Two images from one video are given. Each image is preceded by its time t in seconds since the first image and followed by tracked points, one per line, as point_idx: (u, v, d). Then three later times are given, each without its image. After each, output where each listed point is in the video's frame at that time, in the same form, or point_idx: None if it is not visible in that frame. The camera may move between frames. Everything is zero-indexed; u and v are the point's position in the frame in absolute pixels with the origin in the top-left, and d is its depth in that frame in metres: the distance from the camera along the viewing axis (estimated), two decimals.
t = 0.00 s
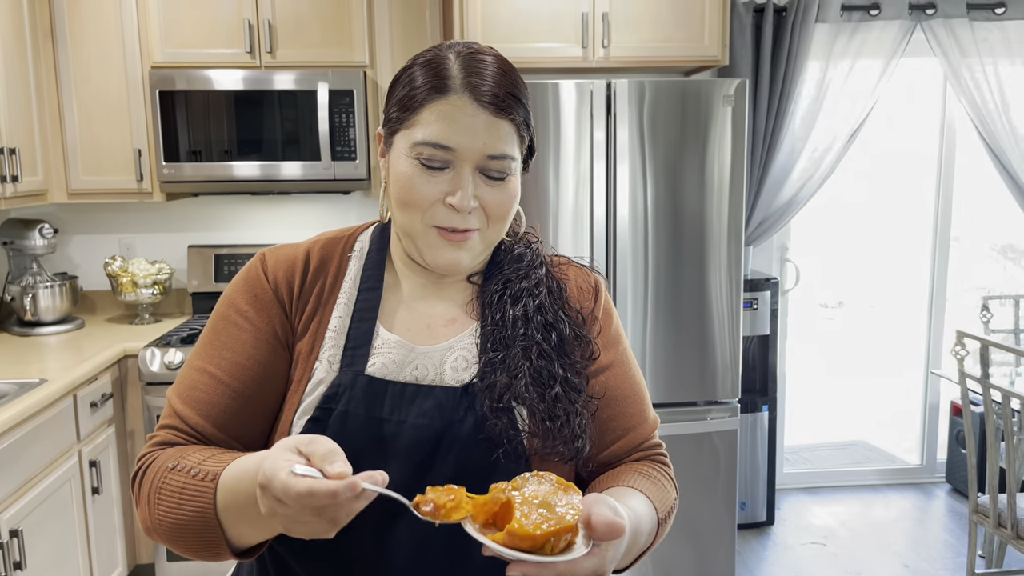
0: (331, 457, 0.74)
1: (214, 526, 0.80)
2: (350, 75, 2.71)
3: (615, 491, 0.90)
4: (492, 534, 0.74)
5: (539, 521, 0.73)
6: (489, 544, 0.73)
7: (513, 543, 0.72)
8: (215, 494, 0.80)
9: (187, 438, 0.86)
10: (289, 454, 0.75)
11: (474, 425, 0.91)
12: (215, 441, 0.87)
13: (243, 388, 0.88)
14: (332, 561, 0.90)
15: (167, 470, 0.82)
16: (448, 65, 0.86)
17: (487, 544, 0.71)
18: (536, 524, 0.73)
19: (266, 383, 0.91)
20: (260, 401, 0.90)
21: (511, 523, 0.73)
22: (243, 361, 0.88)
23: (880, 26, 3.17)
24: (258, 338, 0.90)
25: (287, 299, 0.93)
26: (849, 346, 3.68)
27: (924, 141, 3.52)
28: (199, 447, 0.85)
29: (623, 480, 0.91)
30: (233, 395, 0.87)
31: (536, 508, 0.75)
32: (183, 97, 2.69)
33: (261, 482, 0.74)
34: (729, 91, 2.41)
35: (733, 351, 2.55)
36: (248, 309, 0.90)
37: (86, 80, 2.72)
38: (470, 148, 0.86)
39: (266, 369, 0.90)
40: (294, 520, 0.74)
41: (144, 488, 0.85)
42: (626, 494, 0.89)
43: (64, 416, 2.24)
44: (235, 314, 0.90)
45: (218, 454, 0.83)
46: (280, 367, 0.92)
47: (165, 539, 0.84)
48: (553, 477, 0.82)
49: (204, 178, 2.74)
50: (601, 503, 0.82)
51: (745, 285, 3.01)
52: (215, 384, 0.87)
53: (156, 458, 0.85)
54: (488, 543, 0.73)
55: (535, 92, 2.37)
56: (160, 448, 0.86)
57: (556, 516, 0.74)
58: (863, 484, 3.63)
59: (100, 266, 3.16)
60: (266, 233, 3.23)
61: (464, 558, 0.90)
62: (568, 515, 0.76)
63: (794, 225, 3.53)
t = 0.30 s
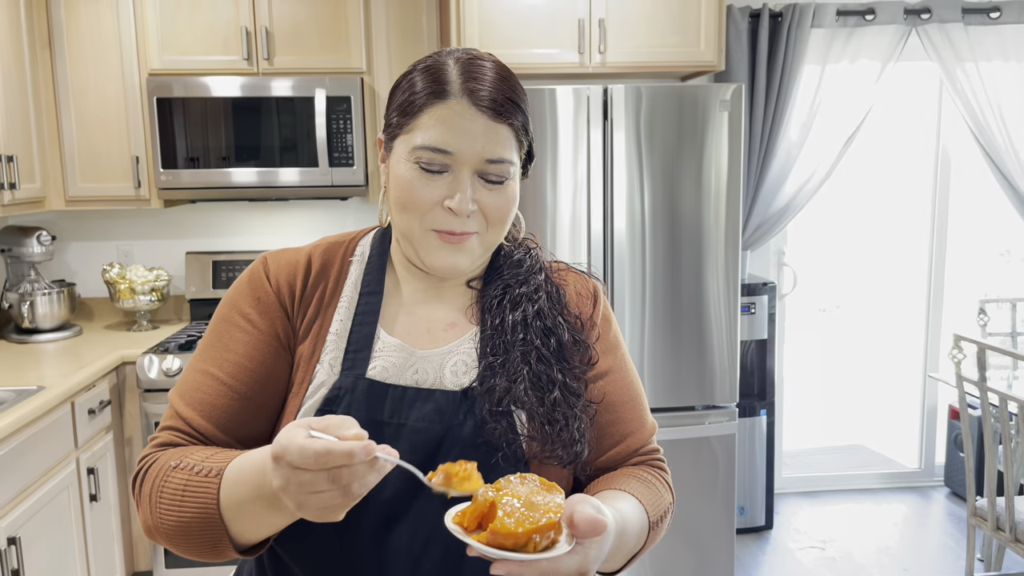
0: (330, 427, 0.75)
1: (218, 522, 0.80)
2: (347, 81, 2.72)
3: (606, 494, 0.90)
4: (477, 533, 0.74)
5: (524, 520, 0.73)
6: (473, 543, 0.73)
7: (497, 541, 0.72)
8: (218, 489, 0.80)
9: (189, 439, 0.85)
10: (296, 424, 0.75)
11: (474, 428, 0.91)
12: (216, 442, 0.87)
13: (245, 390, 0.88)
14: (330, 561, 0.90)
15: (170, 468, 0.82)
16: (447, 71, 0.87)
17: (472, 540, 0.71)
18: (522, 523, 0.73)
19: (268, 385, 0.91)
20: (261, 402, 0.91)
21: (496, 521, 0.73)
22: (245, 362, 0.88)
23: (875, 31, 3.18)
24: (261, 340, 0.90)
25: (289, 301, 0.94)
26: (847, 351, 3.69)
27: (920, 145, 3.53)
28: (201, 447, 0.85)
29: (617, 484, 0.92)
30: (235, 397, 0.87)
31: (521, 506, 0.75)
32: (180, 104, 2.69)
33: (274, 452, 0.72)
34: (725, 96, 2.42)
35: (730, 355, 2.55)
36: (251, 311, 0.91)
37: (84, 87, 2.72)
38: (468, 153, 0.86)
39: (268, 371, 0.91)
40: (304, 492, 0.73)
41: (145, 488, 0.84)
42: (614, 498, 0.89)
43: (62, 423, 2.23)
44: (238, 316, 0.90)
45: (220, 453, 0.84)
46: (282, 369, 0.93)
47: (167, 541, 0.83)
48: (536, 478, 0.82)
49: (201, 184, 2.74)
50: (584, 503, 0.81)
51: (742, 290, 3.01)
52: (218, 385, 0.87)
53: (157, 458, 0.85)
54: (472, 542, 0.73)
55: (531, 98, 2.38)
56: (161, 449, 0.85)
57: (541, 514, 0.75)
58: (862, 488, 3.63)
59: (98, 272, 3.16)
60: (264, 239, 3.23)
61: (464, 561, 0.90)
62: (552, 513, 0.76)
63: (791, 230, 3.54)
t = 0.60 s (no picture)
0: (328, 415, 0.76)
1: (211, 521, 0.79)
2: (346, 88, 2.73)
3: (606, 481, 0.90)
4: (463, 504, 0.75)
5: (508, 493, 0.74)
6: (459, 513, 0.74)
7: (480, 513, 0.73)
8: (211, 488, 0.79)
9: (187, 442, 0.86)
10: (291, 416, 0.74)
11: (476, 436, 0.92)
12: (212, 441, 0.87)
13: (245, 395, 0.88)
14: (330, 565, 0.90)
15: (164, 468, 0.82)
16: (444, 76, 0.88)
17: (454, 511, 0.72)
18: (505, 497, 0.73)
19: (268, 389, 0.91)
20: (261, 407, 0.91)
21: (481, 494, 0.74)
22: (245, 366, 0.88)
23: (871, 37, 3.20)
24: (263, 346, 0.90)
25: (291, 307, 0.94)
26: (845, 355, 3.69)
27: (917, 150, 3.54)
28: (196, 445, 0.85)
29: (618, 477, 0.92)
30: (235, 402, 0.88)
31: (508, 479, 0.75)
32: (179, 110, 2.69)
33: (273, 448, 0.71)
34: (723, 101, 2.43)
35: (729, 360, 2.56)
36: (254, 317, 0.91)
37: (83, 93, 2.73)
38: (466, 158, 0.87)
39: (269, 377, 0.91)
40: (310, 482, 0.72)
41: (141, 488, 0.85)
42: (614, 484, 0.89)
43: (60, 429, 2.23)
44: (239, 320, 0.90)
45: (213, 453, 0.83)
46: (282, 374, 0.93)
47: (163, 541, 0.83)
48: (527, 451, 0.82)
49: (201, 191, 2.75)
50: (574, 476, 0.81)
51: (741, 294, 3.01)
52: (218, 390, 0.87)
53: (153, 457, 0.85)
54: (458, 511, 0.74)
55: (529, 104, 2.39)
56: (157, 450, 0.85)
57: (526, 489, 0.75)
58: (861, 492, 3.63)
59: (97, 278, 3.16)
60: (263, 245, 3.24)
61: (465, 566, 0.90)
62: (537, 487, 0.76)
63: (788, 234, 3.55)
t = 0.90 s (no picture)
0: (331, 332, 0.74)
1: (223, 474, 0.78)
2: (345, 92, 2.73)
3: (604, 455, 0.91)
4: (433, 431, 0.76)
5: (471, 423, 0.74)
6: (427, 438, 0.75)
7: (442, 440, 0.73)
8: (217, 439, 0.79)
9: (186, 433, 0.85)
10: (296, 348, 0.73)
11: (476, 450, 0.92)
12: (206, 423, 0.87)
13: (244, 393, 0.90)
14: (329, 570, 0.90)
15: (164, 445, 0.81)
16: (431, 82, 0.89)
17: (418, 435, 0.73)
18: (467, 426, 0.73)
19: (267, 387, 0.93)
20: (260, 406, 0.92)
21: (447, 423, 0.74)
22: (246, 366, 0.89)
23: (870, 41, 3.21)
24: (264, 346, 0.92)
25: (293, 307, 0.95)
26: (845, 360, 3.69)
27: (915, 154, 3.55)
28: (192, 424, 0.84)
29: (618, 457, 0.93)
30: (236, 400, 0.89)
31: (476, 412, 0.76)
32: (178, 115, 2.70)
33: (299, 376, 0.70)
34: (721, 106, 2.43)
35: (728, 364, 2.56)
36: (256, 316, 0.92)
37: (82, 98, 2.73)
38: (450, 162, 0.87)
39: (269, 377, 0.92)
40: (342, 396, 0.71)
41: (139, 476, 0.82)
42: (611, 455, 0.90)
43: (58, 433, 2.23)
44: (241, 319, 0.91)
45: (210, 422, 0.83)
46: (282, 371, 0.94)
47: (170, 523, 0.82)
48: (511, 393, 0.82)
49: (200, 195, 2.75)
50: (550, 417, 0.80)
51: (739, 298, 3.02)
52: (219, 386, 0.87)
53: (148, 445, 0.83)
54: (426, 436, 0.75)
55: (528, 109, 2.39)
56: (153, 438, 0.84)
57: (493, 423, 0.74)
58: (860, 497, 3.63)
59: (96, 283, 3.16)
60: (262, 250, 3.24)
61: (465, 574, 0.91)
62: (506, 423, 0.75)
63: (787, 238, 3.55)
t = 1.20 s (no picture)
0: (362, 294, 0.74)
1: (253, 438, 0.76)
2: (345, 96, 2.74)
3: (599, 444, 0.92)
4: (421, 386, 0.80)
5: (446, 378, 0.77)
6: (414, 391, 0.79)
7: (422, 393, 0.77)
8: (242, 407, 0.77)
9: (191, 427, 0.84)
10: (330, 311, 0.73)
11: (472, 463, 0.91)
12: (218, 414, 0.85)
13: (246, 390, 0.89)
14: None
15: (180, 429, 0.80)
16: (426, 92, 0.89)
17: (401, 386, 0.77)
18: (442, 380, 0.76)
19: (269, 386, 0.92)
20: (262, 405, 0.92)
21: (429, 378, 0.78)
22: (250, 362, 0.89)
23: (869, 46, 3.21)
24: (267, 345, 0.92)
25: (297, 308, 0.95)
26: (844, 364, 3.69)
27: (915, 158, 3.55)
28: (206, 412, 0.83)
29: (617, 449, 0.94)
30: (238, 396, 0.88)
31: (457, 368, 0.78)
32: (179, 119, 2.71)
33: (346, 334, 0.69)
34: (721, 110, 2.44)
35: (728, 367, 2.56)
36: (260, 314, 0.92)
37: (83, 101, 2.74)
38: (445, 175, 0.87)
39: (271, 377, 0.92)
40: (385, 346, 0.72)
41: (153, 466, 0.80)
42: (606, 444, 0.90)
43: (58, 436, 2.23)
44: (245, 316, 0.91)
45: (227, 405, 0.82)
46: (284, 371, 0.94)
47: (186, 514, 0.79)
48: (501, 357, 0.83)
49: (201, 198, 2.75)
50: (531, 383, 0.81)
51: (739, 302, 3.02)
52: (222, 380, 0.87)
53: (158, 438, 0.81)
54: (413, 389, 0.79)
55: (528, 113, 2.40)
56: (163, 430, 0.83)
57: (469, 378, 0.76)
58: (859, 501, 3.63)
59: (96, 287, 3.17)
60: (263, 254, 3.25)
61: None
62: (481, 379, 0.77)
63: (787, 242, 3.56)
